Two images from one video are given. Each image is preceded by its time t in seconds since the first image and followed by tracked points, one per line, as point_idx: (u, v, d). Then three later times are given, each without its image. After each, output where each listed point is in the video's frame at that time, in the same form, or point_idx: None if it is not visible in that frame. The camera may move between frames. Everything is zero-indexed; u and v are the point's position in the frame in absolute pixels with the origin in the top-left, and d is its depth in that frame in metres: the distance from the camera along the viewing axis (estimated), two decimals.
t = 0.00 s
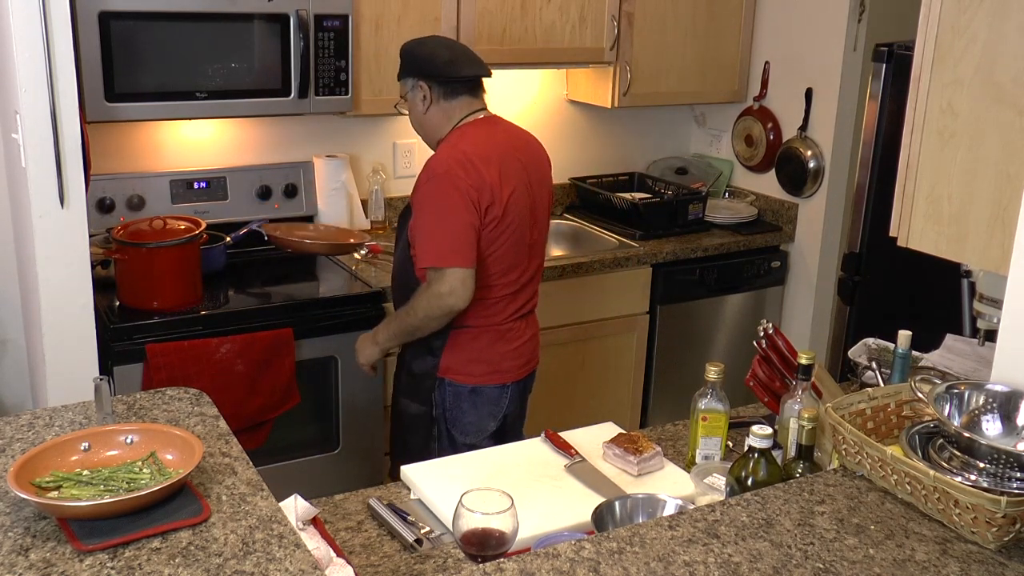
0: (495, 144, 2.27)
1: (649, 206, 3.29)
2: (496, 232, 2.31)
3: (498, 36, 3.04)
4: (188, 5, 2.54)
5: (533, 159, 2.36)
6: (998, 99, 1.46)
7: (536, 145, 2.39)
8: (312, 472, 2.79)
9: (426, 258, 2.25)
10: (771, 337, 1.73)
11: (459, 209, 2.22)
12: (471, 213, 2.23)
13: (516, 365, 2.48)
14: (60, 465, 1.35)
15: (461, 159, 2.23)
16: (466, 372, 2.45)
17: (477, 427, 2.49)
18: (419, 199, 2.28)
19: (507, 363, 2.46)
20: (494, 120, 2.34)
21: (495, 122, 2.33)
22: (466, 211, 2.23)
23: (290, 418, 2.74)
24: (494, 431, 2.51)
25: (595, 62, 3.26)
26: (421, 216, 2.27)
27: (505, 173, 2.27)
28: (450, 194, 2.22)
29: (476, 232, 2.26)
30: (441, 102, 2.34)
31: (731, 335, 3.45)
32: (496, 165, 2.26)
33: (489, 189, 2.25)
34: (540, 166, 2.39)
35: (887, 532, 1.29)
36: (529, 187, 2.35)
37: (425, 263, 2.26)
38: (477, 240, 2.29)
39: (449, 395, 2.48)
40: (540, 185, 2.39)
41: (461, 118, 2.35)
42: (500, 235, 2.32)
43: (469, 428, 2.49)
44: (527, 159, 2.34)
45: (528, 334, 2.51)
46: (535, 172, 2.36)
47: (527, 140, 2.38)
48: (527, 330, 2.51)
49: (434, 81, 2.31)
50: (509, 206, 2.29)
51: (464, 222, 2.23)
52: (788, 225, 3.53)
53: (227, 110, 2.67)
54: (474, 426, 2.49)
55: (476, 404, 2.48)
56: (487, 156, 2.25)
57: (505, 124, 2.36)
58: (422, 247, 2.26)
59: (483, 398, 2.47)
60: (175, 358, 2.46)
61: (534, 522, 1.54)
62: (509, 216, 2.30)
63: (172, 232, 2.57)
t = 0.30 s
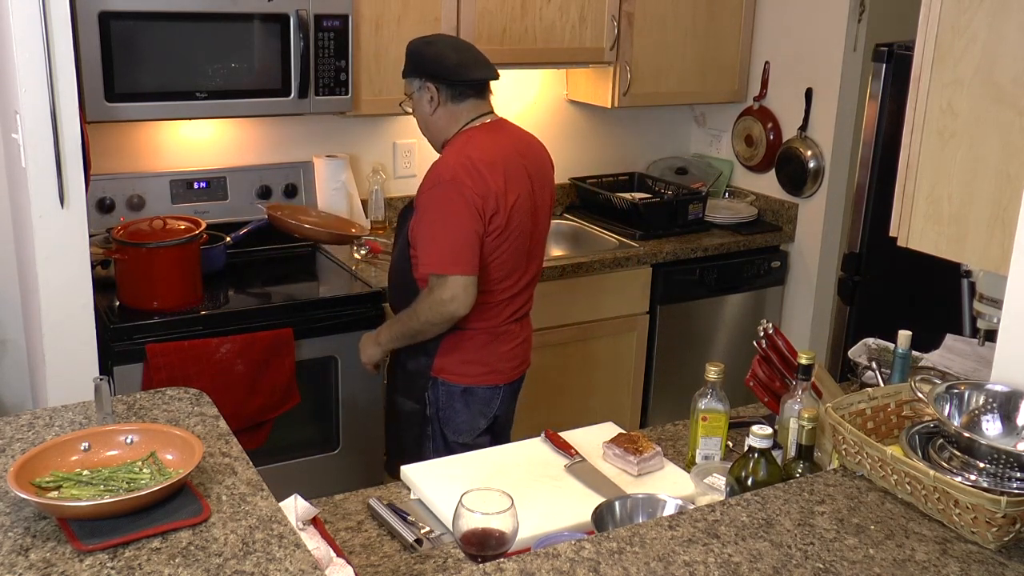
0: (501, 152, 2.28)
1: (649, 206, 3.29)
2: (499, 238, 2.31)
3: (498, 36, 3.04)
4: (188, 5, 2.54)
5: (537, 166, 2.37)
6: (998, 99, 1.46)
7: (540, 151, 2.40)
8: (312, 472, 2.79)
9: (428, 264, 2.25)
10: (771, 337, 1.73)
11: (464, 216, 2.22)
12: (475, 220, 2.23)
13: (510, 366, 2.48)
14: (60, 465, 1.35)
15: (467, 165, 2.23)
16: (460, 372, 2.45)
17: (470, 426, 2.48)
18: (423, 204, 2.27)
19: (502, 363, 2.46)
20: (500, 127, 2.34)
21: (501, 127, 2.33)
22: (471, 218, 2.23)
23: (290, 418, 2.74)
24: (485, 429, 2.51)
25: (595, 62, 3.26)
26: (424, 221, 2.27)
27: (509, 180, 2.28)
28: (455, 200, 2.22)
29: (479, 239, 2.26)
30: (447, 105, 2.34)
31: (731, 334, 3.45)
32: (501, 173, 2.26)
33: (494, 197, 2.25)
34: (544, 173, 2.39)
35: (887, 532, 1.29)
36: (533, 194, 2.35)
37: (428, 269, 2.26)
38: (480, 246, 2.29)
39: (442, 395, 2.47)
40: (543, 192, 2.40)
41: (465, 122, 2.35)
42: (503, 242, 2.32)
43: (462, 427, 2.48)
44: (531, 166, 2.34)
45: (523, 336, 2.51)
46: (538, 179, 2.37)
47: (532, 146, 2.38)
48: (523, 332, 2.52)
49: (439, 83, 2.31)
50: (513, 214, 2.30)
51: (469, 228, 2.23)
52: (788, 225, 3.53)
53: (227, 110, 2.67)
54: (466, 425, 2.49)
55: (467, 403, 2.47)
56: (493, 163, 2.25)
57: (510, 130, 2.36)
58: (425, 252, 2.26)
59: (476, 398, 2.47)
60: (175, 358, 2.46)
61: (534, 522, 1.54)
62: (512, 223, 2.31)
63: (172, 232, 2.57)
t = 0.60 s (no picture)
0: (501, 152, 2.28)
1: (649, 206, 3.29)
2: (500, 237, 2.31)
3: (498, 36, 3.04)
4: (188, 5, 2.54)
5: (536, 164, 2.37)
6: (998, 99, 1.45)
7: (538, 149, 2.40)
8: (312, 472, 2.79)
9: (428, 262, 2.25)
10: (771, 337, 1.73)
11: (464, 214, 2.22)
12: (476, 219, 2.23)
13: (513, 364, 2.49)
14: (60, 465, 1.35)
15: (467, 164, 2.23)
16: (459, 369, 2.45)
17: (472, 425, 2.49)
18: (422, 203, 2.27)
19: (502, 361, 2.46)
20: (498, 125, 2.34)
21: (498, 125, 2.34)
22: (471, 217, 2.22)
23: (290, 418, 2.74)
24: (489, 428, 2.51)
25: (595, 62, 3.26)
26: (424, 220, 2.26)
27: (509, 178, 2.28)
28: (455, 199, 2.22)
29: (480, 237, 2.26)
30: (442, 105, 2.34)
31: (731, 335, 3.45)
32: (500, 171, 2.26)
33: (494, 196, 2.25)
34: (542, 170, 2.39)
35: (887, 532, 1.29)
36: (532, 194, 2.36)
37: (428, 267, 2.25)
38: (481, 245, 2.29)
39: (445, 394, 2.47)
40: (542, 189, 2.40)
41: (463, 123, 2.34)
42: (503, 240, 2.32)
43: (465, 426, 2.49)
44: (529, 163, 2.35)
45: (525, 334, 2.52)
46: (537, 176, 2.37)
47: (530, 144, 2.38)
48: (524, 330, 2.52)
49: (436, 83, 2.31)
50: (513, 211, 2.30)
51: (469, 227, 2.23)
52: (787, 225, 3.53)
53: (227, 110, 2.67)
54: (470, 424, 2.49)
55: (471, 402, 2.48)
56: (492, 161, 2.26)
57: (507, 128, 2.36)
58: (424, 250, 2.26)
59: (478, 397, 2.47)
60: (175, 358, 2.46)
61: (534, 522, 1.54)
62: (512, 221, 2.31)
63: (172, 232, 2.57)
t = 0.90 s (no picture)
0: (501, 141, 2.28)
1: (649, 206, 3.29)
2: (508, 225, 2.32)
3: (498, 36, 3.04)
4: (188, 4, 2.54)
5: (535, 151, 2.38)
6: (999, 99, 1.45)
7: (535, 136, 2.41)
8: (312, 472, 2.79)
9: (441, 256, 2.24)
10: (771, 337, 1.73)
11: (474, 205, 2.22)
12: (485, 209, 2.23)
13: (529, 352, 2.50)
14: (60, 465, 1.35)
15: (471, 156, 2.24)
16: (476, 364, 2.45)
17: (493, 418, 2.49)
18: (430, 198, 2.27)
19: (521, 349, 2.47)
20: (494, 117, 2.35)
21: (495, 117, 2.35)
22: (481, 207, 2.23)
23: (291, 418, 2.75)
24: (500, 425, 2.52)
25: (595, 62, 3.26)
26: (433, 214, 2.26)
27: (513, 166, 2.29)
28: (463, 191, 2.22)
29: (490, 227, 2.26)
30: (437, 104, 2.34)
31: (731, 335, 3.45)
32: (504, 159, 2.27)
33: (501, 185, 2.25)
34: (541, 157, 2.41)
35: (887, 532, 1.29)
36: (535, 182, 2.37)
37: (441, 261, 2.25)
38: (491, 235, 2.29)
39: (465, 387, 2.46)
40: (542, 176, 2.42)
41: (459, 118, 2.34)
42: (511, 228, 2.33)
43: (485, 420, 2.49)
44: (530, 151, 2.36)
45: (538, 322, 2.53)
46: (537, 164, 2.38)
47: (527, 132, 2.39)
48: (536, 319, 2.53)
49: (433, 83, 2.31)
50: (519, 199, 2.31)
51: (479, 217, 2.23)
52: (787, 225, 3.53)
53: (227, 110, 2.67)
54: (475, 422, 2.49)
55: (492, 394, 2.48)
56: (495, 150, 2.26)
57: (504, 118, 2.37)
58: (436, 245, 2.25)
59: (499, 389, 2.48)
60: (175, 358, 2.46)
61: (534, 522, 1.54)
62: (519, 209, 2.32)
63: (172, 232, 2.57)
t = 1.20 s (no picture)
0: (512, 123, 2.32)
1: (649, 206, 3.29)
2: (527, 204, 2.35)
3: (498, 36, 3.04)
4: (188, 4, 2.54)
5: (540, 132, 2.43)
6: (999, 99, 1.45)
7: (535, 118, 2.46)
8: (312, 472, 2.79)
9: (471, 238, 2.26)
10: (771, 337, 1.73)
11: (496, 185, 2.25)
12: (508, 188, 2.26)
13: (546, 339, 2.52)
14: (60, 465, 1.35)
15: (489, 139, 2.26)
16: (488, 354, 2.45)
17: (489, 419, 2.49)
18: (451, 185, 2.28)
19: (541, 336, 2.49)
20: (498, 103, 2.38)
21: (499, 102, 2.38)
22: (504, 187, 2.25)
23: (292, 418, 2.74)
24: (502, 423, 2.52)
25: (595, 62, 3.26)
26: (457, 200, 2.28)
27: (526, 146, 2.32)
28: (485, 172, 2.24)
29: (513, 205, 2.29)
30: (448, 98, 2.34)
31: (731, 335, 3.46)
32: (518, 140, 2.30)
33: (519, 163, 2.29)
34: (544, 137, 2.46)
35: (887, 532, 1.29)
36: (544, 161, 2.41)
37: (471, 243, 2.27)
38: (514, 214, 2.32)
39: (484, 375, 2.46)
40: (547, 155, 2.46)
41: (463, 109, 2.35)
42: (530, 207, 2.37)
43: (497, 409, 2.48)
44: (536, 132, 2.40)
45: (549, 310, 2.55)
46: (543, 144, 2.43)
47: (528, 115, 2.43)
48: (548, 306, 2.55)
49: (443, 78, 2.31)
50: (535, 177, 2.35)
51: (503, 196, 2.25)
52: (788, 225, 3.53)
53: (227, 110, 2.67)
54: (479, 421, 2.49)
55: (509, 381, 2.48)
56: (509, 132, 2.29)
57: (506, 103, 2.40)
58: (464, 229, 2.27)
59: (516, 373, 2.48)
60: (175, 358, 2.46)
61: (534, 522, 1.54)
62: (535, 187, 2.35)
63: (172, 232, 2.57)
